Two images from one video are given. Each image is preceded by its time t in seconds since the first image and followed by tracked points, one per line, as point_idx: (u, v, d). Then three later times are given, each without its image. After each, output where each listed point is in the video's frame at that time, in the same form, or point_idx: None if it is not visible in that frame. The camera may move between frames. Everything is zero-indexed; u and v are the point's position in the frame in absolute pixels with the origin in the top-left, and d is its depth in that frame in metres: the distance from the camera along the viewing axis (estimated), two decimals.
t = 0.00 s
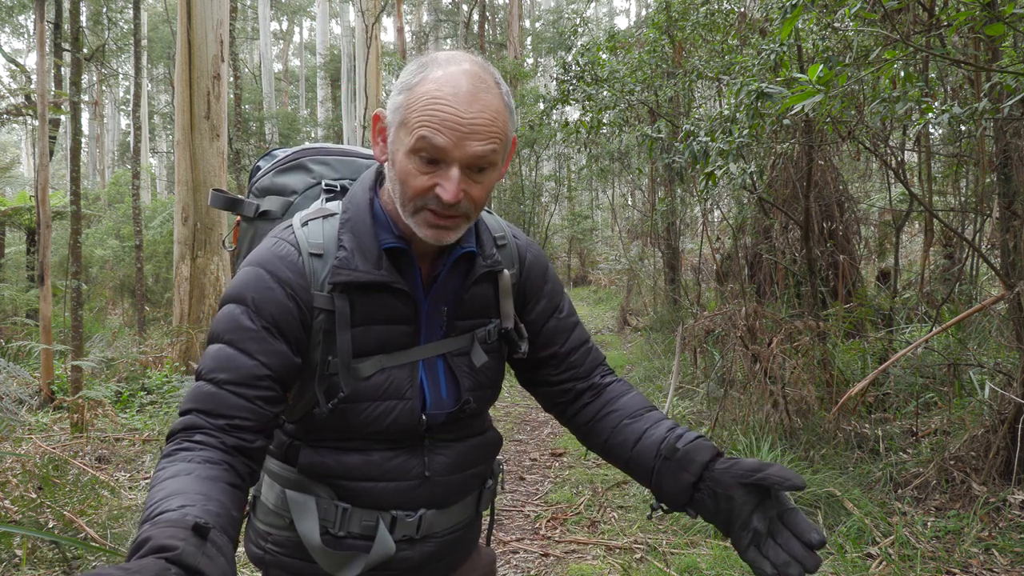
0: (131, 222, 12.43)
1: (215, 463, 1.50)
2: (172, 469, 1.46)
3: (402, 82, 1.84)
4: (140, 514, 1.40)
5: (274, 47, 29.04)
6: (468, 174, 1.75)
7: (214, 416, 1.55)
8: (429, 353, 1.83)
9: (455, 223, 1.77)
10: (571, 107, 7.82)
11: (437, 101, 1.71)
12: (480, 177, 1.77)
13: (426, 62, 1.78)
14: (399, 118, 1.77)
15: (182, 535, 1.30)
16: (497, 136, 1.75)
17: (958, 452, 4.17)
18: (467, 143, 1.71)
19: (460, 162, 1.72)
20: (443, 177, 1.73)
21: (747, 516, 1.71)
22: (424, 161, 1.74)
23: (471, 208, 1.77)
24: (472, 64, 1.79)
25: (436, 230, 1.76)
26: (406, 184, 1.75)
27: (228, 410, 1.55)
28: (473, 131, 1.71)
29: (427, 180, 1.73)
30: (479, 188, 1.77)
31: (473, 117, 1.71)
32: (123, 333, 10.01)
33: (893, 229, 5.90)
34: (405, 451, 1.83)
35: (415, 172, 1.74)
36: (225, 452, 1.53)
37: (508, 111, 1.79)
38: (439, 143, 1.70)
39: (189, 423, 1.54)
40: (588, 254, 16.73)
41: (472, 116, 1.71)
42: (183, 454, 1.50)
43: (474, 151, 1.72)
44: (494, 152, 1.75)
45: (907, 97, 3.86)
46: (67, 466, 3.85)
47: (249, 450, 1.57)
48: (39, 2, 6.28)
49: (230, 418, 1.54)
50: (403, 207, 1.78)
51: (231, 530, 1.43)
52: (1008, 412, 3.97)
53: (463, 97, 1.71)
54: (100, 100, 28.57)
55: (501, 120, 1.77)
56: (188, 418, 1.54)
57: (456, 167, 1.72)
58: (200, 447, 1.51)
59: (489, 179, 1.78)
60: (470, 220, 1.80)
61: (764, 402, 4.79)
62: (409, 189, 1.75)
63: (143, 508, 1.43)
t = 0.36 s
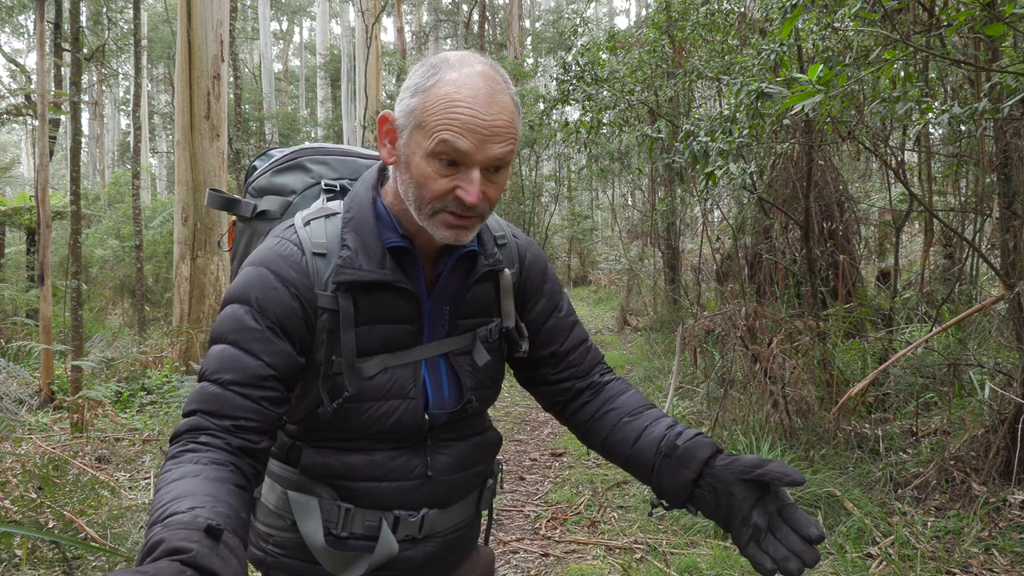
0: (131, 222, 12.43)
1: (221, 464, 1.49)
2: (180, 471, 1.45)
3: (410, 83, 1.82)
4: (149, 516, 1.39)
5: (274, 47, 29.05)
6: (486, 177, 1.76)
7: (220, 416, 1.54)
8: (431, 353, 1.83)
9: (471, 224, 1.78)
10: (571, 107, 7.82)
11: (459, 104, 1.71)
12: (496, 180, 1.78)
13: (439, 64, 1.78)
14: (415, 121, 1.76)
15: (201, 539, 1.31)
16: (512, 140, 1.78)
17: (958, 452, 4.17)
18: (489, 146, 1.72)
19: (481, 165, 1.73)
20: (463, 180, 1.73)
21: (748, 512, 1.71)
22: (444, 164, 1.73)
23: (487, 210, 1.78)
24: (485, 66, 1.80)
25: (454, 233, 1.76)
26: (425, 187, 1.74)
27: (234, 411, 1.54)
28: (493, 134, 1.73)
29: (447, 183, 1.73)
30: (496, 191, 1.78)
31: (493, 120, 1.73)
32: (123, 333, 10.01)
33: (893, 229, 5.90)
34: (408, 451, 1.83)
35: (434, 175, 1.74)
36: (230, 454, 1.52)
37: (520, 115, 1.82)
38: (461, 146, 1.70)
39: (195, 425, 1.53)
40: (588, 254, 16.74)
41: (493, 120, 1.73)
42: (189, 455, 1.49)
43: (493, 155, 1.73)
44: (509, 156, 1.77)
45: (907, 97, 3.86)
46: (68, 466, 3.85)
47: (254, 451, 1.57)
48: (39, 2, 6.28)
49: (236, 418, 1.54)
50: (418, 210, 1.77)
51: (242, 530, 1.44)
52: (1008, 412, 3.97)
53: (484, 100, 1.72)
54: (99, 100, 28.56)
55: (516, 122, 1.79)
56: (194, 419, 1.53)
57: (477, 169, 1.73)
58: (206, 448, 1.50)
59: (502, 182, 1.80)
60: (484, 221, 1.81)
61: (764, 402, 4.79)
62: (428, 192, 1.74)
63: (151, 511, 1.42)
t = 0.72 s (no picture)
0: (131, 222, 12.43)
1: (225, 463, 1.49)
2: (184, 471, 1.45)
3: (414, 81, 1.81)
4: (155, 517, 1.39)
5: (274, 47, 29.06)
6: (491, 174, 1.76)
7: (222, 416, 1.54)
8: (433, 352, 1.84)
9: (475, 222, 1.78)
10: (571, 107, 7.82)
11: (464, 102, 1.71)
12: (500, 177, 1.79)
13: (443, 62, 1.78)
14: (420, 119, 1.75)
15: (210, 537, 1.32)
16: (516, 137, 1.78)
17: (958, 452, 4.17)
18: (494, 143, 1.72)
19: (486, 163, 1.73)
20: (468, 177, 1.73)
21: (748, 510, 1.71)
22: (449, 162, 1.73)
23: (491, 208, 1.78)
24: (488, 65, 1.81)
25: (458, 230, 1.77)
26: (430, 185, 1.74)
27: (237, 410, 1.54)
28: (498, 132, 1.73)
29: (452, 181, 1.73)
30: (500, 189, 1.79)
31: (499, 117, 1.73)
32: (123, 333, 10.01)
33: (892, 229, 5.90)
34: (409, 451, 1.83)
35: (439, 173, 1.73)
36: (234, 453, 1.52)
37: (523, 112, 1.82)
38: (467, 143, 1.70)
39: (198, 425, 1.52)
40: (588, 254, 16.75)
41: (497, 118, 1.73)
42: (192, 455, 1.49)
43: (498, 152, 1.74)
44: (514, 153, 1.77)
45: (907, 97, 3.86)
46: (68, 466, 3.84)
47: (257, 451, 1.56)
48: (39, 2, 6.28)
49: (239, 417, 1.54)
50: (422, 208, 1.77)
51: (248, 529, 1.44)
52: (1008, 412, 3.97)
53: (489, 98, 1.72)
54: (100, 100, 28.55)
55: (519, 120, 1.80)
56: (197, 419, 1.53)
57: (482, 167, 1.73)
58: (210, 447, 1.50)
59: (506, 179, 1.81)
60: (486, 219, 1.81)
61: (764, 402, 4.78)
62: (433, 190, 1.74)
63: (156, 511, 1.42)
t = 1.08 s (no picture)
0: (131, 222, 12.43)
1: (264, 454, 1.49)
2: (225, 469, 1.43)
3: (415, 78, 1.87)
4: (208, 522, 1.36)
5: (275, 48, 29.08)
6: (473, 170, 1.76)
7: (249, 409, 1.52)
8: (438, 354, 1.83)
9: (457, 219, 1.78)
10: (571, 107, 7.82)
11: (450, 94, 1.73)
12: (484, 174, 1.78)
13: (444, 59, 1.81)
14: (410, 111, 1.80)
15: (285, 533, 1.32)
16: (506, 135, 1.77)
17: (958, 452, 4.16)
18: (476, 137, 1.73)
19: (467, 157, 1.74)
20: (448, 170, 1.75)
21: (746, 497, 1.67)
22: (430, 154, 1.76)
23: (472, 206, 1.78)
24: (488, 64, 1.82)
25: (438, 225, 1.76)
26: (414, 176, 1.77)
27: (263, 403, 1.52)
28: (482, 126, 1.73)
29: (432, 172, 1.75)
30: (482, 186, 1.78)
31: (486, 113, 1.73)
32: (123, 333, 10.01)
33: (892, 229, 5.90)
34: (411, 451, 1.83)
35: (420, 164, 1.76)
36: (268, 445, 1.51)
37: (519, 112, 1.82)
38: (447, 135, 1.72)
39: (228, 422, 1.50)
40: (588, 254, 16.77)
41: (482, 113, 1.73)
42: (228, 451, 1.47)
43: (479, 147, 1.73)
44: (500, 150, 1.76)
45: (907, 97, 3.85)
46: (68, 466, 3.85)
47: (285, 443, 1.55)
48: (39, 2, 6.27)
49: (267, 410, 1.53)
50: (406, 200, 1.79)
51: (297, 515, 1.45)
52: (1008, 412, 3.96)
53: (475, 93, 1.73)
54: (100, 100, 28.54)
55: (512, 119, 1.79)
56: (225, 415, 1.51)
57: (462, 160, 1.74)
58: (246, 443, 1.48)
59: (492, 178, 1.80)
60: (471, 218, 1.80)
61: (764, 402, 4.78)
62: (414, 180, 1.76)
63: (205, 517, 1.38)
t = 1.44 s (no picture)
0: (131, 222, 12.43)
1: (318, 439, 1.50)
2: (286, 455, 1.43)
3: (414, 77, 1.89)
4: (283, 508, 1.36)
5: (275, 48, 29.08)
6: (465, 170, 1.76)
7: (288, 400, 1.53)
8: (439, 360, 1.83)
9: (448, 219, 1.77)
10: (571, 107, 7.82)
11: (443, 93, 1.74)
12: (476, 174, 1.78)
13: (442, 60, 1.82)
14: (405, 110, 1.81)
15: (368, 496, 1.33)
16: (499, 136, 1.77)
17: (959, 452, 4.16)
18: (467, 136, 1.72)
19: (458, 156, 1.74)
20: (440, 169, 1.75)
21: (725, 479, 1.61)
22: (422, 152, 1.76)
23: (464, 206, 1.77)
24: (485, 65, 1.82)
25: (428, 224, 1.76)
26: (405, 174, 1.78)
27: (300, 392, 1.54)
28: (474, 125, 1.73)
29: (424, 170, 1.76)
30: (475, 186, 1.78)
31: (478, 113, 1.73)
32: (122, 333, 10.01)
33: (892, 229, 5.91)
34: (410, 452, 1.85)
35: (413, 162, 1.77)
36: (314, 432, 1.52)
37: (514, 113, 1.81)
38: (438, 133, 1.73)
39: (269, 415, 1.51)
40: (588, 254, 16.77)
41: (473, 112, 1.73)
42: (280, 440, 1.47)
43: (471, 146, 1.73)
44: (492, 151, 1.76)
45: (907, 97, 3.85)
46: (68, 465, 3.85)
47: (325, 431, 1.57)
48: (39, 2, 6.27)
49: (306, 399, 1.54)
50: (400, 199, 1.79)
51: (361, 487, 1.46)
52: (1008, 412, 3.96)
53: (469, 92, 1.73)
54: (100, 100, 28.53)
55: (506, 120, 1.79)
56: (267, 409, 1.51)
57: (454, 159, 1.74)
58: (295, 431, 1.49)
59: (485, 179, 1.79)
60: (463, 220, 1.80)
61: (764, 402, 4.78)
62: (406, 178, 1.77)
63: (276, 505, 1.38)
